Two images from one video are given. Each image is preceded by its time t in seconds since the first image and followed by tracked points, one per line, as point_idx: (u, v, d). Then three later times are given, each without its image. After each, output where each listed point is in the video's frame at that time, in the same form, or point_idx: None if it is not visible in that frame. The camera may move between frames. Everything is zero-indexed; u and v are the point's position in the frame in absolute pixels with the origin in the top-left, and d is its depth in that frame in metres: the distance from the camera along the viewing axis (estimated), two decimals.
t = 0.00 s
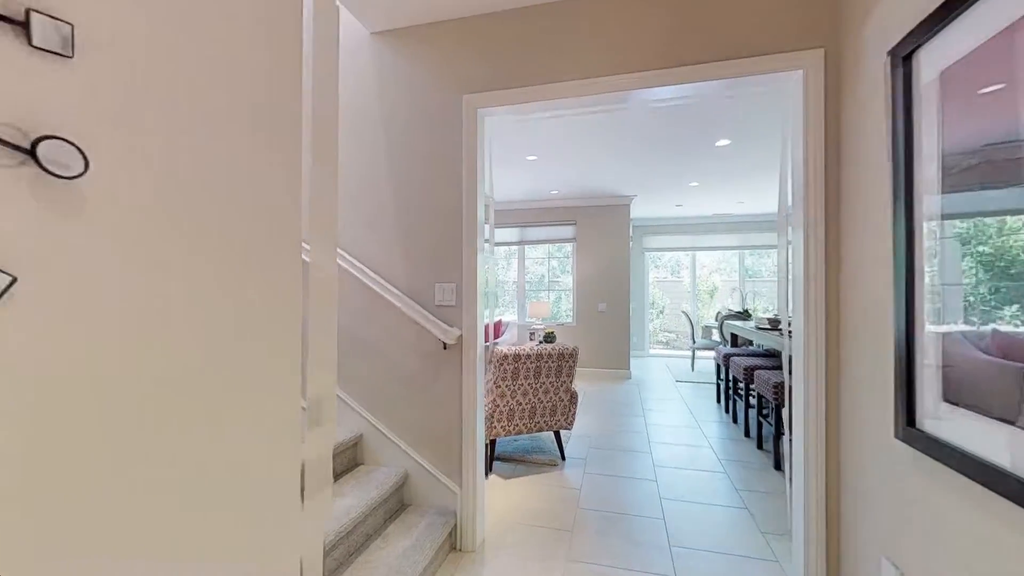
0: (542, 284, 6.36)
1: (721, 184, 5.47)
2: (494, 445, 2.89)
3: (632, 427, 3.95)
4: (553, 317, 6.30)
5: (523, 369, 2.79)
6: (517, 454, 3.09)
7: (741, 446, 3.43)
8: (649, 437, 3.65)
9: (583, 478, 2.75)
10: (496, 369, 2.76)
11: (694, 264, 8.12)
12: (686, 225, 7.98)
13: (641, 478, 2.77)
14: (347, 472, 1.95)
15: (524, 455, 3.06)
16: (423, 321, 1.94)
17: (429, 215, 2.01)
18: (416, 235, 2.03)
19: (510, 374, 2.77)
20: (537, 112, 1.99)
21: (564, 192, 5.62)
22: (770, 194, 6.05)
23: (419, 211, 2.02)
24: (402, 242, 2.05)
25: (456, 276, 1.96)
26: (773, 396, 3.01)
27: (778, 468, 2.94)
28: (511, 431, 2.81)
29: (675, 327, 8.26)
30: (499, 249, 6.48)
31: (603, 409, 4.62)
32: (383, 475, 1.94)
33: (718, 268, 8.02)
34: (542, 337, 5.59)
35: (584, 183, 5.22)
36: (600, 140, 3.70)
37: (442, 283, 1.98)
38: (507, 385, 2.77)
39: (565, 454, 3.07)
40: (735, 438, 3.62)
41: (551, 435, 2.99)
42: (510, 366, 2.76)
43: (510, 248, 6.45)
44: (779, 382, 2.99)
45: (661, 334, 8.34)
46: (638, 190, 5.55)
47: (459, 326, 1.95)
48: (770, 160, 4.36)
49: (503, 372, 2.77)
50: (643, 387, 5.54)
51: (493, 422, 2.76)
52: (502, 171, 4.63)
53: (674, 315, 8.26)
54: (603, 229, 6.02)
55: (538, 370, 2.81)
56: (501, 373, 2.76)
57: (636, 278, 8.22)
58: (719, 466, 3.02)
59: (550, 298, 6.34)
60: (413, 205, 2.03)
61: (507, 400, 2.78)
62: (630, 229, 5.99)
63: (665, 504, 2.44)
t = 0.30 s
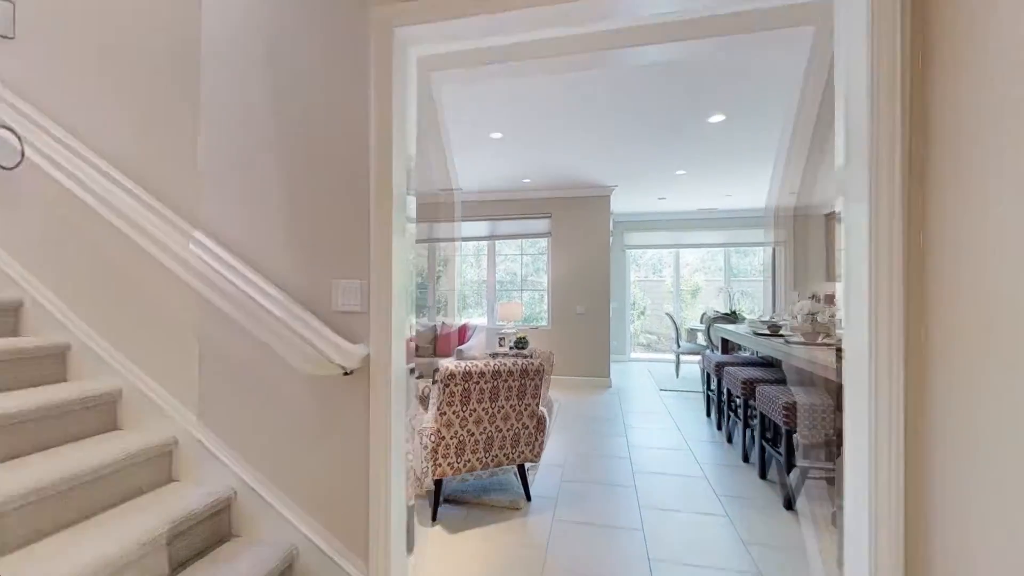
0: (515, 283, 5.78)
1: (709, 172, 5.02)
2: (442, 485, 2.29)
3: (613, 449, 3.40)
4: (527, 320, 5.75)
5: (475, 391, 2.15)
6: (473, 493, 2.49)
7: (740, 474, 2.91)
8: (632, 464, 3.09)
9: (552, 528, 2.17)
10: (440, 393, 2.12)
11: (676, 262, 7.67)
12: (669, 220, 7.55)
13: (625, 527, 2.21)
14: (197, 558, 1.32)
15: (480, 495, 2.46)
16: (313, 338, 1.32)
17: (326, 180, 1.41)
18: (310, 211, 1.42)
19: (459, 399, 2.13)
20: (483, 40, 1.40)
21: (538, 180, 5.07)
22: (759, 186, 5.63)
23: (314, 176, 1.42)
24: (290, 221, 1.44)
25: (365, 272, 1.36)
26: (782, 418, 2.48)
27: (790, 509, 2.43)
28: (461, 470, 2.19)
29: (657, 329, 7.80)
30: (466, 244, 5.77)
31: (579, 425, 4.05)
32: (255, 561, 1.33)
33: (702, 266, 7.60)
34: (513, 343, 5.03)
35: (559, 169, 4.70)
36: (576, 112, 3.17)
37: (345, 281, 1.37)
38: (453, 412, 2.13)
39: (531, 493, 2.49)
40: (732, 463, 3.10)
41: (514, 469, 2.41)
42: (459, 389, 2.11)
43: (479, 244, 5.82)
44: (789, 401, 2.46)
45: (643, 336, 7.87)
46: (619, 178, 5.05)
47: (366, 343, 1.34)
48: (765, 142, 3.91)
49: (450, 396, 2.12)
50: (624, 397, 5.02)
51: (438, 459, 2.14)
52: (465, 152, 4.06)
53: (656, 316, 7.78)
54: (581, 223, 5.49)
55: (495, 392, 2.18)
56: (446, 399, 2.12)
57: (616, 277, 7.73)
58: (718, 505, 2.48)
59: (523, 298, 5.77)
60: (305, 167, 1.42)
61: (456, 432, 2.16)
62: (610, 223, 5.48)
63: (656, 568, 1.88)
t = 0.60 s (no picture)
0: (473, 283, 5.21)
1: (685, 160, 4.62)
2: (353, 555, 1.68)
3: (582, 475, 2.89)
4: (487, 323, 5.20)
5: (397, 430, 1.56)
6: (401, 557, 1.89)
7: (731, 510, 2.46)
8: (604, 498, 2.58)
9: None
10: (348, 437, 1.51)
11: (646, 260, 7.30)
12: (640, 217, 7.17)
13: None
14: None
15: (411, 560, 1.87)
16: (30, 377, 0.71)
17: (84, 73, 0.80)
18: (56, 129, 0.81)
19: (374, 441, 1.53)
20: None
21: (500, 164, 4.54)
22: (734, 179, 5.29)
23: (62, 68, 0.80)
24: (20, 146, 0.82)
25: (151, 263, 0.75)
26: (791, 451, 2.03)
27: (799, 562, 1.98)
28: (380, 535, 1.61)
29: (627, 331, 7.39)
30: (418, 240, 5.23)
31: (543, 442, 3.53)
32: None
33: (673, 265, 7.24)
34: (470, 350, 4.48)
35: (521, 151, 4.21)
36: (541, 61, 2.67)
37: (116, 273, 0.78)
38: (367, 460, 1.53)
39: (478, 554, 1.93)
40: (720, 493, 2.64)
41: (456, 523, 1.86)
42: (373, 429, 1.51)
43: (433, 239, 5.21)
44: (798, 429, 2.02)
45: (612, 339, 7.44)
46: (588, 164, 4.60)
47: (149, 386, 0.75)
48: (748, 113, 3.55)
49: (360, 439, 1.51)
50: (592, 408, 4.54)
51: (345, 524, 1.55)
52: (414, 120, 3.49)
53: (626, 317, 7.37)
54: (545, 217, 4.99)
55: (425, 429, 1.61)
56: (356, 444, 1.51)
57: (584, 276, 7.28)
58: (713, 560, 2.00)
59: (482, 299, 5.20)
60: (48, 54, 0.81)
61: (372, 487, 1.57)
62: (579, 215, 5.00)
63: None
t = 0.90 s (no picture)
0: (433, 283, 4.95)
1: (650, 159, 4.57)
2: None
3: (545, 486, 2.73)
4: (447, 324, 4.97)
5: (330, 454, 1.34)
6: None
7: (698, 518, 2.37)
8: (569, 511, 2.43)
9: None
10: (270, 464, 1.28)
11: (610, 260, 7.25)
12: (604, 216, 7.12)
13: None
14: None
15: None
16: None
17: None
18: None
19: (302, 468, 1.31)
20: None
21: (462, 156, 4.33)
22: (696, 179, 5.31)
23: None
24: None
25: None
26: (762, 458, 1.94)
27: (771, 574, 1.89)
28: None
29: (590, 331, 7.31)
30: (374, 237, 4.91)
31: (505, 450, 3.35)
32: None
33: (636, 265, 7.25)
34: (430, 354, 4.26)
35: (483, 144, 4.01)
36: (510, 45, 2.49)
37: None
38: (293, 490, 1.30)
39: None
40: (688, 500, 2.55)
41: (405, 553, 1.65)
42: (301, 454, 1.29)
43: (390, 236, 4.91)
44: (769, 436, 1.94)
45: (576, 339, 7.34)
46: (553, 160, 4.46)
47: None
48: (713, 114, 3.53)
49: (285, 467, 1.29)
50: (556, 412, 4.41)
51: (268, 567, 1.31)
52: (368, 105, 3.23)
53: (589, 317, 7.29)
54: (508, 214, 4.81)
55: (366, 451, 1.39)
56: (280, 472, 1.28)
57: (548, 275, 7.15)
58: None
59: (442, 300, 4.96)
60: None
61: (301, 521, 1.34)
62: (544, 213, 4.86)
63: None
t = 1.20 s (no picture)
0: (396, 283, 4.85)
1: (612, 161, 4.67)
2: None
3: (510, 485, 2.74)
4: (411, 324, 4.88)
5: (288, 461, 1.29)
6: None
7: (659, 511, 2.44)
8: (534, 509, 2.45)
9: None
10: (222, 474, 1.22)
11: (574, 260, 7.36)
12: (568, 217, 7.22)
13: None
14: None
15: None
16: None
17: None
18: None
19: (258, 477, 1.25)
20: None
21: (426, 155, 4.27)
22: (657, 182, 5.47)
23: None
24: None
25: None
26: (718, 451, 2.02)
27: (726, 563, 1.98)
28: None
29: (555, 330, 7.39)
30: (335, 235, 4.76)
31: (470, 451, 3.33)
32: None
33: (599, 265, 7.39)
34: (393, 354, 4.16)
35: (449, 142, 3.98)
36: (478, 44, 2.50)
37: None
38: (248, 500, 1.25)
39: None
40: (648, 494, 2.63)
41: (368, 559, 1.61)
42: (255, 462, 1.23)
43: (352, 234, 4.78)
44: (725, 430, 2.01)
45: (541, 339, 7.40)
46: (518, 160, 4.48)
47: None
48: (671, 120, 3.65)
49: (237, 476, 1.23)
50: (522, 412, 4.43)
51: None
52: (328, 99, 3.13)
53: (554, 317, 7.37)
54: (474, 214, 4.79)
55: (326, 456, 1.35)
56: (234, 481, 1.22)
57: (514, 275, 7.18)
58: (644, 568, 1.94)
59: (406, 300, 4.87)
60: None
61: (257, 531, 1.28)
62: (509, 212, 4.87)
63: None
